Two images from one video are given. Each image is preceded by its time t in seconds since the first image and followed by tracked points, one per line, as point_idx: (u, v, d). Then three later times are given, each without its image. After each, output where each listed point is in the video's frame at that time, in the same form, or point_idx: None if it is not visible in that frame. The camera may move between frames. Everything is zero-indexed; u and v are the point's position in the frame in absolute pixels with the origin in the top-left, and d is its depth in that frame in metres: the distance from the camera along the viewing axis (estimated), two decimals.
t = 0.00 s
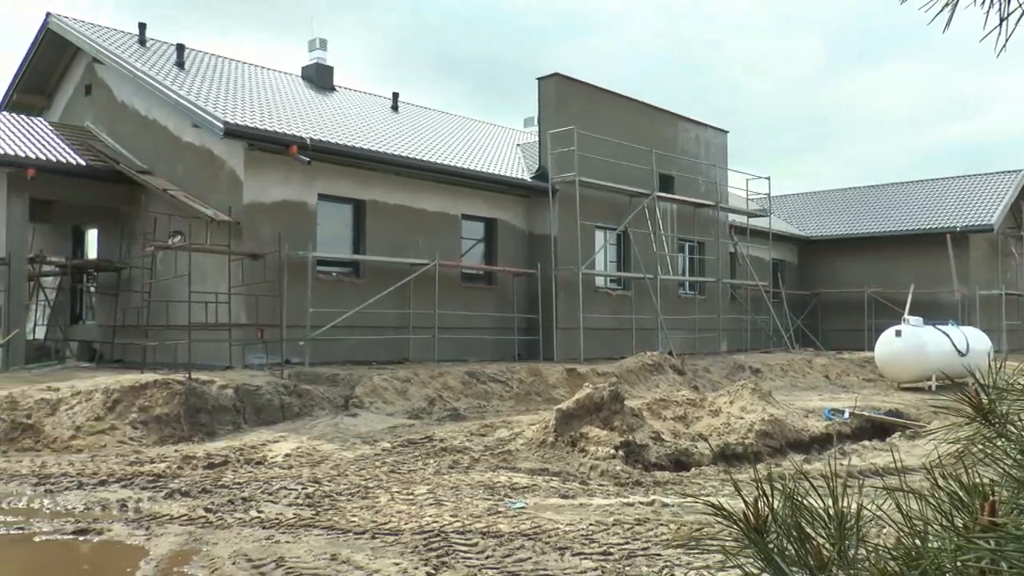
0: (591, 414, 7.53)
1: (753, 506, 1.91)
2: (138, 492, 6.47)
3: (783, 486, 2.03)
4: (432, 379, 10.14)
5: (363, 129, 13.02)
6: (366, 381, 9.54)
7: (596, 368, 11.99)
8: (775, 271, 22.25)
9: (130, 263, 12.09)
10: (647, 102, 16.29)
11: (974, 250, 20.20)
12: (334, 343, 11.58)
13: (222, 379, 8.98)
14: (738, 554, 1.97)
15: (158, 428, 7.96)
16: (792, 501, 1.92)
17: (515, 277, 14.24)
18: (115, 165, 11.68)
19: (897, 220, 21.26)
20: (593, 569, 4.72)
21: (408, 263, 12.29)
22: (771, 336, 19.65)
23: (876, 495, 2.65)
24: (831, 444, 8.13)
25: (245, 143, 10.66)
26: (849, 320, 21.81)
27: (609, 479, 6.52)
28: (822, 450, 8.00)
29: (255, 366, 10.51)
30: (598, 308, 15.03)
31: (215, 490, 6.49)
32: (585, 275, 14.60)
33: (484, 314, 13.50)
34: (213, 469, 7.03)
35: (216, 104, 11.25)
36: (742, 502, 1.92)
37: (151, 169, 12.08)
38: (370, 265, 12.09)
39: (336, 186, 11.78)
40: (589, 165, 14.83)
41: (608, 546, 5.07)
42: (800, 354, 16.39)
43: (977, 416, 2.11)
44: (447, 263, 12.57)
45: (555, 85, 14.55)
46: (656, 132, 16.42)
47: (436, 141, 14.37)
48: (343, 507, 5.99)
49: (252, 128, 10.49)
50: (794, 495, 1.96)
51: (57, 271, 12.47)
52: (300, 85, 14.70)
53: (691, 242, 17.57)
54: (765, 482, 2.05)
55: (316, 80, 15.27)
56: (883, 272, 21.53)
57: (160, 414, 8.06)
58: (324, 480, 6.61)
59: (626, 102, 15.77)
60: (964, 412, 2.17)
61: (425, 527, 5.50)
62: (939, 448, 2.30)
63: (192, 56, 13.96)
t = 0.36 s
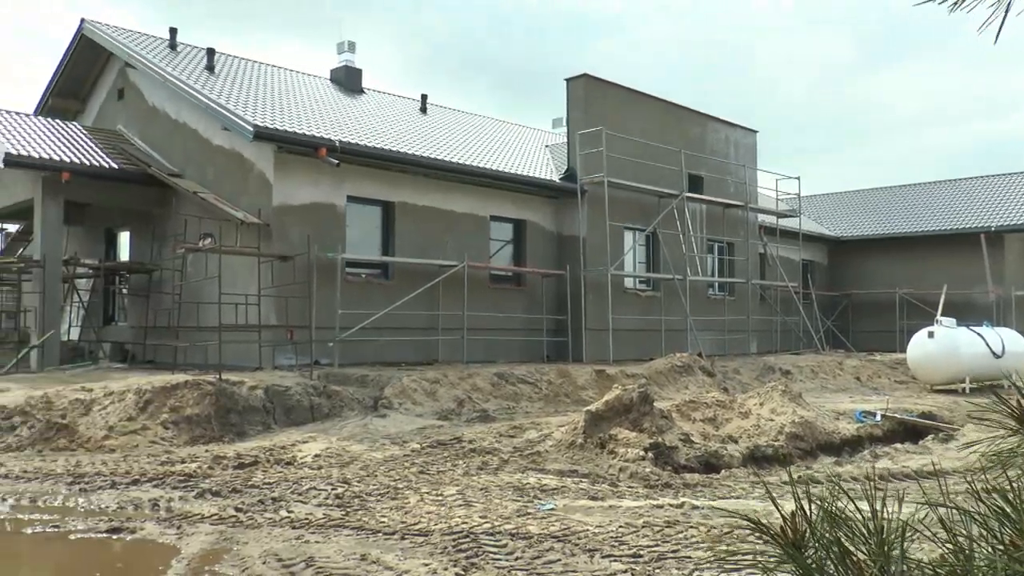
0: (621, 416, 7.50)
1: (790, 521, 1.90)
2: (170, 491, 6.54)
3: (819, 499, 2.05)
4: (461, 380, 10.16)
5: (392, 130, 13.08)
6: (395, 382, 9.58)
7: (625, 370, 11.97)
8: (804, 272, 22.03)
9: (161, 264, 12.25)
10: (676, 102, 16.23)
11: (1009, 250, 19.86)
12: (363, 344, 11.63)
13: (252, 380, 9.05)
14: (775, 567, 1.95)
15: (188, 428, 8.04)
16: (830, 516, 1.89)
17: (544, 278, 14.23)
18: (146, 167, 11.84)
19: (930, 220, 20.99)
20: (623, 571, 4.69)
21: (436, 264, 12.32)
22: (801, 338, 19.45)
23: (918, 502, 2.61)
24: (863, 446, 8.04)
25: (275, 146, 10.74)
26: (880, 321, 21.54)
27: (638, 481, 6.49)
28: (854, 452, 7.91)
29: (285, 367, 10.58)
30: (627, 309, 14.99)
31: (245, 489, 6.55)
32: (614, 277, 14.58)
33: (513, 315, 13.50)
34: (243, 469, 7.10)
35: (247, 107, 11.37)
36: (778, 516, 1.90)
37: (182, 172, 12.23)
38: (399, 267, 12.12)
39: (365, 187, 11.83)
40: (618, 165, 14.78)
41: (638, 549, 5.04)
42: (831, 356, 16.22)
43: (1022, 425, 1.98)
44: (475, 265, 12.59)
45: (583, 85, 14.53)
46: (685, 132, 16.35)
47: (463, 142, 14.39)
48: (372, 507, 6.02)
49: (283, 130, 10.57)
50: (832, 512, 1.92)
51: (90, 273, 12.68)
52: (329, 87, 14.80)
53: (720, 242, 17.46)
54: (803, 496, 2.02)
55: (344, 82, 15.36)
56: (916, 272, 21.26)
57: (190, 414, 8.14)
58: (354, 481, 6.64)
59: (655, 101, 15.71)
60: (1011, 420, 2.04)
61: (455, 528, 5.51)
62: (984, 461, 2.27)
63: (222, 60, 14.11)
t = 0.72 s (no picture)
0: (648, 418, 7.47)
1: (824, 531, 2.09)
2: (199, 491, 6.61)
3: (854, 508, 2.21)
4: (488, 381, 10.17)
5: (418, 132, 13.13)
6: (422, 384, 9.62)
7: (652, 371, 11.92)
8: (833, 272, 21.80)
9: (190, 267, 12.38)
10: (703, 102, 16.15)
11: None
12: (390, 345, 11.68)
13: (279, 381, 9.12)
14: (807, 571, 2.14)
15: (217, 428, 8.11)
16: (863, 525, 2.08)
17: (571, 280, 14.22)
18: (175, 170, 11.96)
19: (961, 220, 20.72)
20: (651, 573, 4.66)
21: (463, 265, 12.34)
22: (830, 339, 19.25)
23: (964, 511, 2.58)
24: (894, 449, 7.95)
25: (303, 148, 10.82)
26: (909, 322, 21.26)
27: (666, 483, 6.46)
28: (884, 455, 7.81)
29: (313, 368, 10.65)
30: (656, 310, 14.97)
31: (274, 489, 6.61)
32: (642, 278, 14.57)
33: (540, 316, 13.50)
34: (272, 469, 7.16)
35: (275, 110, 11.47)
36: (809, 526, 2.10)
37: (211, 175, 12.36)
38: (426, 268, 12.16)
39: (392, 189, 11.88)
40: (645, 165, 14.74)
41: (667, 551, 5.02)
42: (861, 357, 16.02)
43: None
44: (502, 266, 12.60)
45: (610, 86, 14.50)
46: (712, 132, 16.27)
47: (489, 143, 14.41)
48: (400, 508, 6.05)
49: (311, 133, 10.65)
50: (868, 521, 2.11)
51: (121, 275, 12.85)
52: (356, 90, 14.89)
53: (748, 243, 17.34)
54: (838, 504, 2.19)
55: (372, 85, 15.45)
56: (946, 273, 20.97)
57: (219, 415, 8.22)
58: (382, 482, 6.67)
59: (682, 101, 15.63)
60: None
61: (483, 529, 5.51)
62: None
63: (250, 64, 14.25)
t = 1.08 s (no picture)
0: (678, 420, 7.43)
1: (864, 528, 2.46)
2: (230, 491, 6.67)
3: (894, 507, 2.57)
4: (517, 383, 10.17)
5: (446, 135, 13.18)
6: (451, 386, 9.65)
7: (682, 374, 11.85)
8: (865, 274, 21.47)
9: (221, 269, 12.51)
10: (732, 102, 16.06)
11: None
12: (420, 347, 11.72)
13: (309, 383, 9.19)
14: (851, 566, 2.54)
15: (247, 429, 8.19)
16: (903, 522, 2.43)
17: (600, 281, 14.18)
18: (206, 174, 12.10)
19: (994, 220, 20.40)
20: None
21: (493, 267, 12.36)
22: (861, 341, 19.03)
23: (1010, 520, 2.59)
24: (928, 452, 7.85)
25: (332, 151, 10.90)
26: (941, 323, 21.01)
27: (697, 486, 6.43)
28: (917, 458, 7.71)
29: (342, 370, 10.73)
30: (686, 312, 14.90)
31: (304, 490, 6.65)
32: (671, 279, 14.50)
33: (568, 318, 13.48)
34: (302, 470, 7.21)
35: (304, 113, 11.57)
36: (851, 524, 2.48)
37: (241, 179, 12.48)
38: (455, 270, 12.19)
39: (420, 192, 11.91)
40: (673, 166, 14.68)
41: (697, 555, 4.98)
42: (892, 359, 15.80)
43: None
44: (531, 268, 12.59)
45: (638, 86, 14.46)
46: (741, 132, 16.17)
47: (516, 145, 14.42)
48: (429, 510, 6.06)
49: (341, 136, 10.72)
50: (909, 520, 2.44)
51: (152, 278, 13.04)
52: (384, 93, 14.98)
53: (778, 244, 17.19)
54: (881, 506, 2.53)
55: (400, 88, 15.53)
56: (980, 274, 20.63)
57: (250, 416, 8.29)
58: (412, 483, 6.69)
59: (710, 101, 15.53)
60: None
61: (513, 531, 5.51)
62: None
63: (279, 68, 14.40)
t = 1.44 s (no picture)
0: (709, 423, 7.38)
1: (907, 522, 2.70)
2: (262, 492, 6.73)
3: (939, 500, 2.73)
4: (547, 386, 10.16)
5: (476, 137, 13.21)
6: (481, 388, 9.67)
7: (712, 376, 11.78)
8: (898, 275, 21.26)
9: (252, 272, 12.64)
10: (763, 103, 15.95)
11: None
12: (451, 349, 11.76)
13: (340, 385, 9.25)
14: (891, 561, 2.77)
15: (278, 430, 8.26)
16: (945, 515, 2.65)
17: (631, 284, 14.14)
18: (238, 178, 12.23)
19: None
20: None
21: (523, 270, 12.37)
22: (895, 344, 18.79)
23: None
24: (965, 457, 7.73)
25: (363, 154, 10.97)
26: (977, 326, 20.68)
27: (728, 489, 6.38)
28: (953, 463, 7.59)
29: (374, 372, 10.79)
30: (717, 314, 14.81)
31: (335, 491, 6.70)
32: (703, 281, 14.43)
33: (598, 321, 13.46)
34: (333, 471, 7.26)
35: (335, 117, 11.65)
36: (894, 520, 2.72)
37: (272, 182, 12.60)
38: (485, 273, 12.21)
39: (451, 194, 11.95)
40: (704, 167, 14.60)
41: (729, 559, 4.94)
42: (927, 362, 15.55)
43: None
44: (562, 270, 12.58)
45: (668, 87, 14.42)
46: (772, 132, 16.04)
47: (544, 147, 14.42)
48: (460, 511, 6.08)
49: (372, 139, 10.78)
50: (951, 512, 2.66)
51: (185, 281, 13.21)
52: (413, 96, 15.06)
53: (810, 245, 17.02)
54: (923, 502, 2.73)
55: (430, 91, 15.59)
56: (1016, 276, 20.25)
57: (281, 417, 8.37)
58: (442, 485, 6.71)
59: (739, 101, 15.42)
60: None
61: (544, 534, 5.50)
62: None
63: (310, 72, 14.51)
